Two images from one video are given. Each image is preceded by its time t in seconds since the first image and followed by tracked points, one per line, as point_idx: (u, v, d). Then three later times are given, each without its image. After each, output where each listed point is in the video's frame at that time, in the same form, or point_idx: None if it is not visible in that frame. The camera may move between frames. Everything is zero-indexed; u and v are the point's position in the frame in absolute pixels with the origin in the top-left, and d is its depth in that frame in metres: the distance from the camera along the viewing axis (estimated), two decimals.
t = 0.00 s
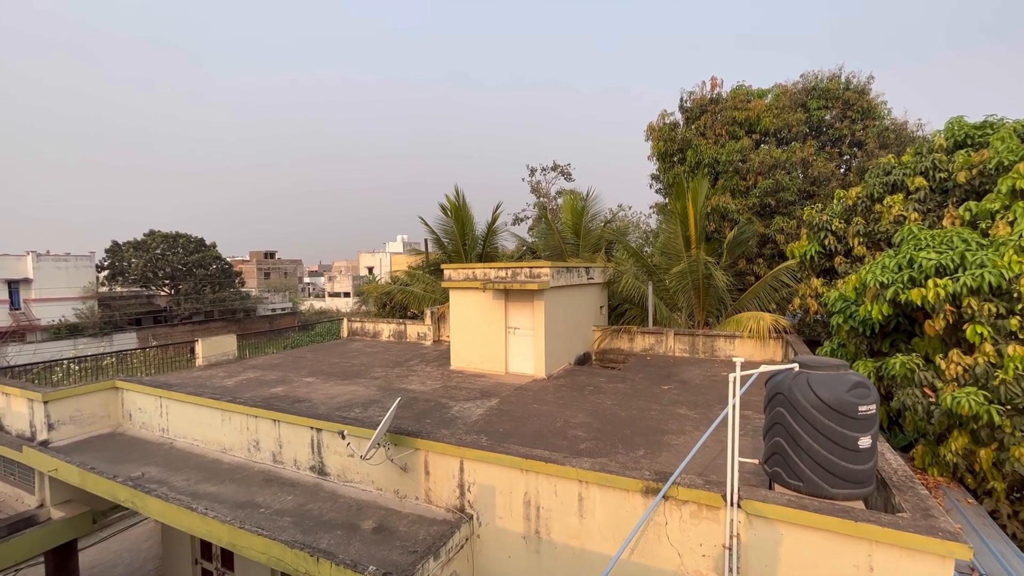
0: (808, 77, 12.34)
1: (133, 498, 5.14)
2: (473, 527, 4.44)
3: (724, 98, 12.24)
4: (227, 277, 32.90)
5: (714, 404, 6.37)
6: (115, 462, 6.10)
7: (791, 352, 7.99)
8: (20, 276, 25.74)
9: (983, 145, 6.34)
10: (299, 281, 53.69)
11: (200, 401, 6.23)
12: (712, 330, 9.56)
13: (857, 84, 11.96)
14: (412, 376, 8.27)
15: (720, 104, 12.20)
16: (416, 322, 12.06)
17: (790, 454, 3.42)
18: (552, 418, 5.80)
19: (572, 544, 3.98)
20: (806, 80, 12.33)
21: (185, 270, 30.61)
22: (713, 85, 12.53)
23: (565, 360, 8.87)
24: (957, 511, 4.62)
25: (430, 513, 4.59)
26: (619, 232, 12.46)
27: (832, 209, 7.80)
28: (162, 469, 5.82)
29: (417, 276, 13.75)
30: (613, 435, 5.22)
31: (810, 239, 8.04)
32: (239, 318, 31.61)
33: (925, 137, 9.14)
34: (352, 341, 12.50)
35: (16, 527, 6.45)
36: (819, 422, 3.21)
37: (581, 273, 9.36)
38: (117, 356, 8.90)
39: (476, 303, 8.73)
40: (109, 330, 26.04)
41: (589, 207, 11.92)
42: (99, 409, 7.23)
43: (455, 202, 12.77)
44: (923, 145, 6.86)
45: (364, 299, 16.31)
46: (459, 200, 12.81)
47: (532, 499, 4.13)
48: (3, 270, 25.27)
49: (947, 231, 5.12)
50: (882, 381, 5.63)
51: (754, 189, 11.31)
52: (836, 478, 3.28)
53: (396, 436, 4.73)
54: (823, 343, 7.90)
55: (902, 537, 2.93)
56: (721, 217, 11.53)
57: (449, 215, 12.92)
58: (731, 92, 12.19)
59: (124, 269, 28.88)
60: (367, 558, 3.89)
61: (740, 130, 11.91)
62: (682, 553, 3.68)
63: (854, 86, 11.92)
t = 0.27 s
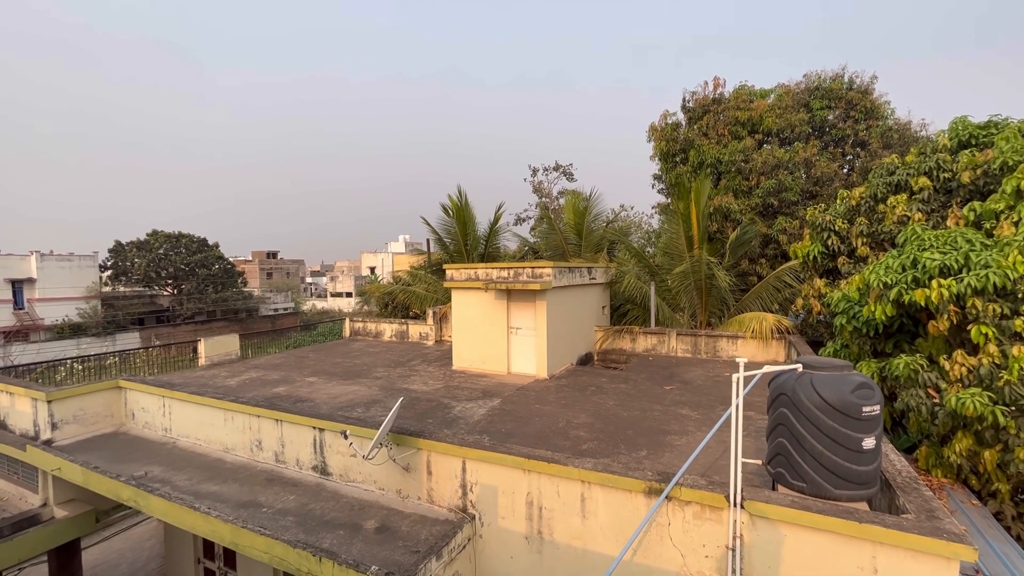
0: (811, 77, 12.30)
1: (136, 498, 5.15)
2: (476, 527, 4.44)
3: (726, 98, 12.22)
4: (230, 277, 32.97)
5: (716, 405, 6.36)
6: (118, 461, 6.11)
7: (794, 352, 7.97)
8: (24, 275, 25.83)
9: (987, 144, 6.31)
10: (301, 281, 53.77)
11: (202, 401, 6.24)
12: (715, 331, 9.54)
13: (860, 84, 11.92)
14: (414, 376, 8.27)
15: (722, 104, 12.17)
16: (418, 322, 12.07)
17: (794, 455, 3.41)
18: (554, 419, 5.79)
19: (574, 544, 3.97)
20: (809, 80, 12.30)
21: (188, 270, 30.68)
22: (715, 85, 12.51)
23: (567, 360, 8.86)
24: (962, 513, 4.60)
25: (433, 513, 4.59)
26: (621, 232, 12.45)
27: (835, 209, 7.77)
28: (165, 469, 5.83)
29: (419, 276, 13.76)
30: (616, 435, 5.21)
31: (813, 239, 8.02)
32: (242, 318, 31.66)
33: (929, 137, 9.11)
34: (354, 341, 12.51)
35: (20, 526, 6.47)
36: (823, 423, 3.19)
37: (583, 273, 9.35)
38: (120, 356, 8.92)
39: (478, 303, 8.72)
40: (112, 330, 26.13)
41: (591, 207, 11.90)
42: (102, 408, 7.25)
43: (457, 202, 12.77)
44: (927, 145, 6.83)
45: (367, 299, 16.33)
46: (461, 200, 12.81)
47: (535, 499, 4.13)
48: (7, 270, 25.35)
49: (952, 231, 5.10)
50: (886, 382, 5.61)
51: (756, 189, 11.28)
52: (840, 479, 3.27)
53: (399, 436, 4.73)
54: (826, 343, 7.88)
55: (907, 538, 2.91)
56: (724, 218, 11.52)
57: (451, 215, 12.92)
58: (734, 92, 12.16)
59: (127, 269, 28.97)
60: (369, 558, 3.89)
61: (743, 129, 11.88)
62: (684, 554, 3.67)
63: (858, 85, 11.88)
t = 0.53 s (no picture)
0: (814, 77, 12.26)
1: (139, 497, 5.16)
2: (478, 527, 4.44)
3: (728, 98, 12.19)
4: (232, 277, 33.05)
5: (719, 405, 6.34)
6: (121, 460, 6.13)
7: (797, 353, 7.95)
8: (28, 275, 25.95)
9: (992, 144, 6.28)
10: (303, 281, 53.88)
11: (205, 401, 6.25)
12: (717, 331, 9.52)
13: (864, 84, 11.88)
14: (416, 376, 8.27)
15: (725, 104, 12.15)
16: (420, 322, 12.07)
17: (797, 456, 3.40)
18: (556, 419, 5.78)
19: (577, 544, 3.97)
20: (812, 80, 12.26)
21: (190, 270, 30.63)
22: (718, 85, 12.48)
23: (569, 360, 8.86)
24: (966, 514, 4.58)
25: (435, 513, 4.59)
26: (623, 233, 12.44)
27: (838, 209, 7.74)
28: (168, 468, 5.84)
29: (421, 275, 13.77)
30: (618, 435, 5.21)
31: (816, 239, 7.99)
32: (244, 318, 31.73)
33: (933, 137, 9.07)
34: (356, 341, 12.53)
35: (23, 524, 6.50)
36: (827, 423, 3.18)
37: (585, 273, 9.34)
38: (123, 355, 8.95)
39: (480, 303, 8.73)
40: (115, 330, 26.23)
41: (593, 207, 11.90)
42: (105, 407, 7.27)
43: (459, 202, 12.77)
44: (931, 145, 6.80)
45: (369, 299, 16.36)
46: (463, 200, 12.81)
47: (537, 500, 4.12)
48: (11, 270, 25.47)
49: (956, 231, 5.08)
50: (890, 383, 5.59)
51: (759, 189, 11.25)
52: (844, 479, 3.25)
53: (401, 436, 4.73)
54: (829, 344, 7.86)
55: (911, 539, 2.90)
56: (726, 218, 11.49)
57: (453, 215, 12.92)
58: (736, 92, 12.13)
59: (130, 268, 29.07)
60: (371, 557, 3.89)
61: (745, 130, 11.86)
62: (687, 555, 3.66)
63: (861, 85, 11.84)
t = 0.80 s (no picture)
0: (817, 76, 12.22)
1: (142, 496, 5.18)
2: (480, 527, 4.44)
3: (731, 97, 12.17)
4: (235, 276, 33.11)
5: (721, 406, 6.32)
6: (124, 459, 6.14)
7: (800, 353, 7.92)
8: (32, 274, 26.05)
9: (996, 144, 6.25)
10: (305, 281, 53.96)
11: (208, 400, 6.26)
12: (719, 331, 9.50)
13: (867, 83, 11.84)
14: (418, 375, 8.27)
15: (727, 104, 12.12)
16: (422, 321, 12.08)
17: (800, 456, 3.39)
18: (558, 419, 5.78)
19: (579, 544, 3.96)
20: (815, 79, 12.22)
21: (193, 270, 30.77)
22: (720, 84, 12.45)
23: (571, 360, 8.85)
24: (969, 515, 4.56)
25: (437, 513, 4.59)
26: (625, 232, 12.42)
27: (841, 209, 7.71)
28: (171, 467, 5.86)
29: (423, 275, 13.78)
30: (620, 435, 5.20)
31: (819, 239, 7.97)
32: (247, 317, 31.80)
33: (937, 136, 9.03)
34: (358, 340, 12.54)
35: (27, 523, 6.53)
36: (830, 424, 3.17)
37: (587, 273, 9.33)
38: (126, 354, 8.98)
39: (482, 303, 8.72)
40: (118, 329, 26.32)
41: (595, 207, 11.91)
42: (108, 406, 7.29)
43: (461, 201, 12.78)
44: (934, 144, 6.78)
45: (371, 299, 16.38)
46: (465, 200, 12.81)
47: (539, 500, 4.12)
48: (14, 269, 25.57)
49: (960, 231, 5.06)
50: (893, 383, 5.57)
51: (761, 189, 11.22)
52: (846, 480, 3.24)
53: (403, 436, 4.73)
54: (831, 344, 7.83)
55: (915, 540, 2.88)
56: (729, 217, 11.46)
57: (455, 215, 12.92)
58: (739, 92, 12.11)
59: (133, 268, 29.16)
60: (373, 557, 3.89)
61: (748, 129, 11.83)
62: (690, 555, 3.65)
63: (864, 84, 11.80)
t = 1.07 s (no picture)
0: (820, 75, 12.18)
1: (145, 494, 5.19)
2: (482, 526, 4.44)
3: (733, 96, 12.14)
4: (237, 275, 33.17)
5: (724, 405, 6.31)
6: (127, 458, 6.16)
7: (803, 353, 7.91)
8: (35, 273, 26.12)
9: (1000, 142, 6.22)
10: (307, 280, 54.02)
11: (210, 399, 6.27)
12: (721, 331, 9.48)
13: (870, 82, 11.80)
14: (420, 375, 8.28)
15: (729, 103, 12.09)
16: (424, 321, 12.08)
17: (803, 456, 3.38)
18: (560, 418, 5.77)
19: (581, 544, 3.96)
20: (818, 78, 12.18)
21: (195, 269, 30.84)
22: (722, 83, 12.42)
23: (573, 359, 8.84)
24: (973, 515, 4.55)
25: (439, 512, 4.59)
26: (627, 232, 12.40)
27: (844, 208, 7.68)
28: (173, 466, 5.87)
29: (425, 274, 13.78)
30: (622, 435, 5.20)
31: (821, 238, 7.95)
32: (249, 317, 31.86)
33: (940, 135, 9.00)
34: (360, 339, 12.55)
35: (31, 521, 6.55)
36: (833, 424, 3.16)
37: (589, 272, 9.32)
38: (129, 353, 9.00)
39: (483, 302, 8.72)
40: (121, 328, 26.39)
41: (597, 206, 11.90)
42: (111, 405, 7.31)
43: (463, 201, 12.77)
44: (938, 143, 6.75)
45: (373, 298, 16.39)
46: (466, 199, 12.80)
47: (541, 499, 4.12)
48: (18, 268, 25.64)
49: (963, 231, 5.04)
50: (896, 382, 5.55)
51: (764, 188, 11.20)
52: (850, 480, 3.23)
53: (405, 435, 4.73)
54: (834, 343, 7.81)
55: (918, 540, 2.88)
56: (731, 217, 11.44)
57: (457, 214, 12.91)
58: (741, 91, 12.08)
59: (136, 267, 29.24)
60: (375, 556, 3.90)
61: (750, 128, 11.81)
62: (692, 555, 3.64)
63: (867, 83, 11.76)
